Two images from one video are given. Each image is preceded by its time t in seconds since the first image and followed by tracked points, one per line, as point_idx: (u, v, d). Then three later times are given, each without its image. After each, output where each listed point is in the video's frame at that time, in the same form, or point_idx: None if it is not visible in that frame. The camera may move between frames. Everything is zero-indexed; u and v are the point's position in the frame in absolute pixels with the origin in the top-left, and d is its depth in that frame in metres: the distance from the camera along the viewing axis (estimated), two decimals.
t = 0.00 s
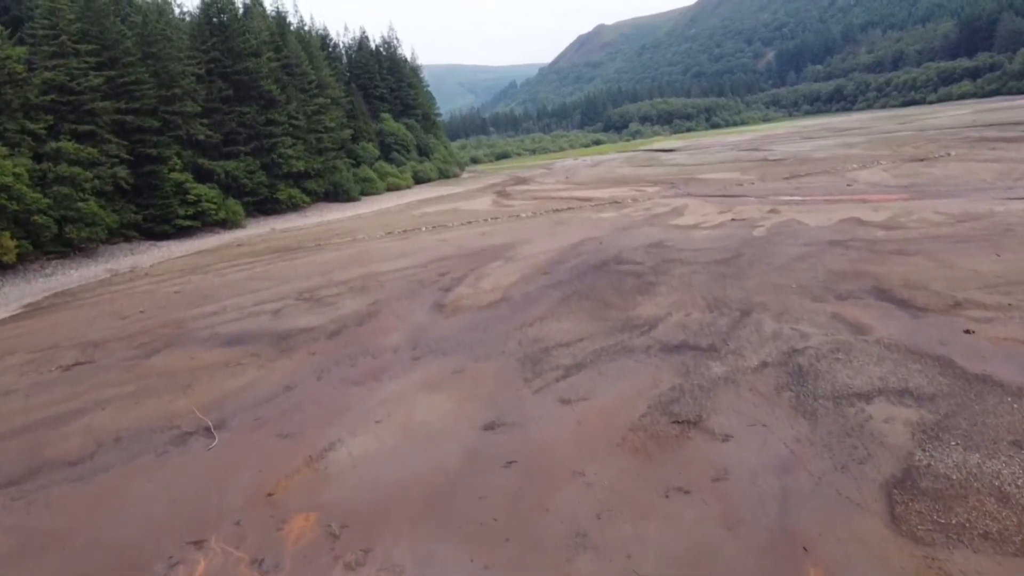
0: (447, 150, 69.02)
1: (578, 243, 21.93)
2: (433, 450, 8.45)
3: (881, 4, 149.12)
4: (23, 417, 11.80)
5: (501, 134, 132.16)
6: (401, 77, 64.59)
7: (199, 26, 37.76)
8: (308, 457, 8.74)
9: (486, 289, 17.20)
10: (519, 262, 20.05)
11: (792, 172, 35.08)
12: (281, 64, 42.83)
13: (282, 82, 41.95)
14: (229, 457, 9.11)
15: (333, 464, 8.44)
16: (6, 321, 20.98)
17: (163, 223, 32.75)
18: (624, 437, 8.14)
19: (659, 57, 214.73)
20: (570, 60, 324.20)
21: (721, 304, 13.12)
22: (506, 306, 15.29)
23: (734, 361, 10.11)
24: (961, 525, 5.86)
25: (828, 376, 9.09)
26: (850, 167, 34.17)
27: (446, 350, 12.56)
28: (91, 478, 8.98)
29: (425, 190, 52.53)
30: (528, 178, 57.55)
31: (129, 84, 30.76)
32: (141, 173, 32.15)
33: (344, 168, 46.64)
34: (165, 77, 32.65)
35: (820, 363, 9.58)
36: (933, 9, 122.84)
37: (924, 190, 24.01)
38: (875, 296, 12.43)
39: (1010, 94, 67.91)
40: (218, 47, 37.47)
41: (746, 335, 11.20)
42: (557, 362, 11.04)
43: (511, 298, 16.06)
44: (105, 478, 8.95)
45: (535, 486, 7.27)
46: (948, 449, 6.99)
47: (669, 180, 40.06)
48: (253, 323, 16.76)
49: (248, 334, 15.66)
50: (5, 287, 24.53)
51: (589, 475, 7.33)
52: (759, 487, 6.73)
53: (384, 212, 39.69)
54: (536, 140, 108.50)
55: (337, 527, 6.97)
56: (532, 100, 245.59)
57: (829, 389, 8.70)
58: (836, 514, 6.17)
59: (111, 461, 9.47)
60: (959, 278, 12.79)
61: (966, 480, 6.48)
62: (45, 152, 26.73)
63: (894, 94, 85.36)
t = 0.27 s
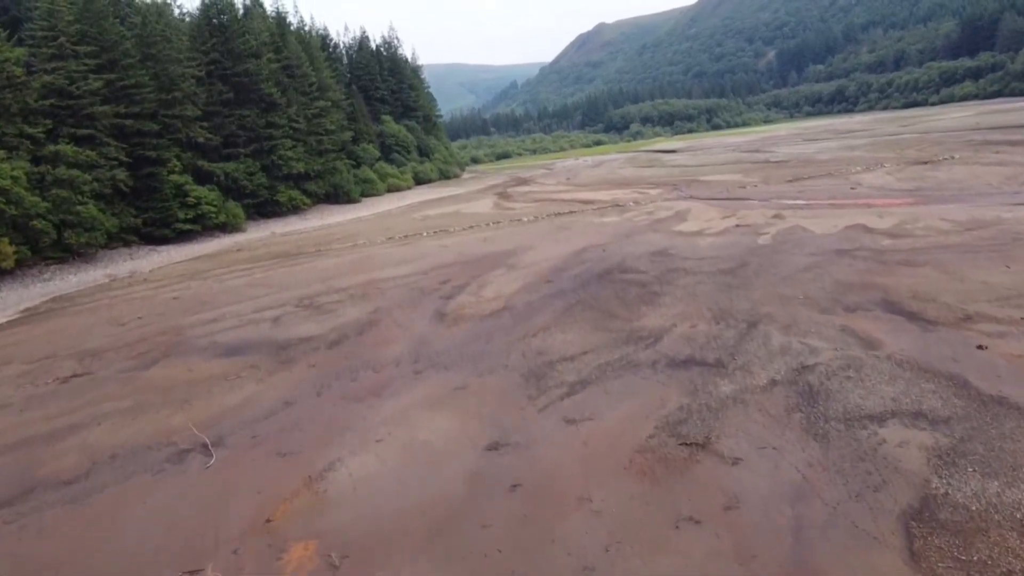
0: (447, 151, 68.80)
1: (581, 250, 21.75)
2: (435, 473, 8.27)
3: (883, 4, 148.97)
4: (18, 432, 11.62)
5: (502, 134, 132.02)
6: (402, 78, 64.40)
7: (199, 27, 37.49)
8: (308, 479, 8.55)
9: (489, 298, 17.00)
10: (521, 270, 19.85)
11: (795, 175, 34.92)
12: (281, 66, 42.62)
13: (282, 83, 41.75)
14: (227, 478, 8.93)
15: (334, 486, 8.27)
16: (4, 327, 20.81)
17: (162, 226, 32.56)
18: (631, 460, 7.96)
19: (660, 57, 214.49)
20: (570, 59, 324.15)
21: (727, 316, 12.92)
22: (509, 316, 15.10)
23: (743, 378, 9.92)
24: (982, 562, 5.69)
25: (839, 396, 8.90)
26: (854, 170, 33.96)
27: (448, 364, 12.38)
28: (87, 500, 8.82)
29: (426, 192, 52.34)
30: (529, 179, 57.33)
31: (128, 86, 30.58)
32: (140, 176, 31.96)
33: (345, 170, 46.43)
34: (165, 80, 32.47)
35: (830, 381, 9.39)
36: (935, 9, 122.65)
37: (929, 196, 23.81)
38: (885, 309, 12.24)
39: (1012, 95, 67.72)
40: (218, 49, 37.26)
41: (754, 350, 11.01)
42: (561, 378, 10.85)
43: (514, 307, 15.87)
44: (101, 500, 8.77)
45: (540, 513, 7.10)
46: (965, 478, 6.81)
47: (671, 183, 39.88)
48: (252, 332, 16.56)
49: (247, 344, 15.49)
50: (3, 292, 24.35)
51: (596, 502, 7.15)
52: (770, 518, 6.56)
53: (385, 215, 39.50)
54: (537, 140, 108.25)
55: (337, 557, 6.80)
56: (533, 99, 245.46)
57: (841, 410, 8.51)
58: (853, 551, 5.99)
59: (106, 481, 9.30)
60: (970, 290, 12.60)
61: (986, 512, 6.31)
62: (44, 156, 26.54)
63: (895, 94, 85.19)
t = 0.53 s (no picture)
0: (448, 153, 68.60)
1: (583, 256, 21.56)
2: (437, 497, 8.09)
3: (883, 4, 148.79)
4: (12, 447, 11.42)
5: (502, 135, 131.83)
6: (402, 79, 64.21)
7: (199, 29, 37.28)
8: (307, 502, 8.37)
9: (490, 307, 16.80)
10: (522, 277, 19.65)
11: (797, 179, 34.73)
12: (280, 67, 42.39)
13: (282, 85, 41.54)
14: (225, 499, 8.75)
15: (334, 509, 8.09)
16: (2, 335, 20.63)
17: (161, 229, 32.36)
18: (638, 484, 7.78)
19: (660, 57, 214.27)
20: (570, 59, 323.98)
21: (732, 328, 12.73)
22: (511, 326, 14.90)
23: (751, 396, 9.74)
24: None
25: (849, 417, 8.73)
26: (857, 174, 33.79)
27: (450, 377, 12.19)
28: (82, 522, 8.63)
29: (426, 194, 52.17)
30: (529, 181, 57.12)
31: (127, 89, 30.42)
32: (139, 179, 31.78)
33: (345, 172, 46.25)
34: (164, 82, 32.32)
35: (840, 400, 9.22)
36: (935, 9, 122.52)
37: (934, 201, 23.62)
38: (893, 322, 12.07)
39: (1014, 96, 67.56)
40: (217, 51, 37.05)
41: (761, 365, 10.83)
42: (565, 394, 10.66)
43: (516, 317, 15.68)
44: (96, 523, 8.58)
45: (547, 542, 6.92)
46: (983, 508, 6.65)
47: (673, 186, 39.68)
48: (251, 341, 16.36)
49: (246, 354, 15.30)
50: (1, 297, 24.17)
51: (604, 530, 6.97)
52: (783, 551, 6.38)
53: (386, 218, 39.33)
54: (537, 141, 108.00)
55: None
56: (533, 99, 245.21)
57: (853, 432, 8.34)
58: None
59: (101, 502, 9.10)
60: (980, 302, 12.43)
61: (1006, 545, 6.14)
62: (42, 159, 26.36)
63: (896, 95, 85.04)
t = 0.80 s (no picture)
0: (449, 154, 68.39)
1: (586, 262, 21.35)
2: (440, 522, 7.89)
3: (884, 4, 148.60)
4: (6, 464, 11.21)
5: (503, 135, 131.62)
6: (403, 81, 64.02)
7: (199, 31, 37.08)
8: (306, 527, 8.17)
9: (492, 317, 16.59)
10: (524, 285, 19.45)
11: (801, 183, 34.55)
12: (280, 69, 42.19)
13: (282, 87, 41.34)
14: (222, 523, 8.55)
15: (334, 535, 7.89)
16: None
17: (161, 233, 32.15)
18: (646, 511, 7.58)
19: (661, 56, 214.04)
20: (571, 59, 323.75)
21: (739, 341, 12.51)
22: (513, 337, 14.69)
23: (759, 414, 9.54)
24: None
25: (861, 439, 8.54)
26: (861, 178, 33.58)
27: (451, 392, 11.97)
28: (75, 547, 8.42)
29: (427, 197, 51.97)
30: (530, 183, 56.96)
31: (126, 92, 30.19)
32: (139, 182, 31.58)
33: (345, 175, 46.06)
34: (164, 85, 32.13)
35: (851, 420, 9.02)
36: (937, 10, 122.35)
37: (940, 207, 23.42)
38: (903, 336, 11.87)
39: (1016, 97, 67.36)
40: (217, 53, 36.85)
41: (769, 381, 10.63)
42: (569, 411, 10.45)
43: (519, 327, 15.47)
44: (90, 547, 8.38)
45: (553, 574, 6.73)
46: (1003, 541, 6.46)
47: (675, 189, 39.50)
48: (251, 351, 16.15)
49: (245, 365, 15.09)
50: None
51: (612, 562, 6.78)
52: None
53: (386, 221, 39.15)
54: (538, 141, 107.77)
55: None
56: (534, 99, 244.96)
57: (866, 455, 8.13)
58: None
59: (96, 525, 8.90)
60: (991, 316, 12.23)
61: None
62: (41, 163, 26.16)
63: (898, 95, 84.86)
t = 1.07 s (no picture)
0: (449, 155, 68.16)
1: (589, 269, 21.15)
2: (443, 549, 7.71)
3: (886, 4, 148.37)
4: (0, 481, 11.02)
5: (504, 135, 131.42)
6: (403, 82, 63.83)
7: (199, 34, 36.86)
8: (307, 553, 7.99)
9: (495, 326, 16.39)
10: (526, 293, 19.25)
11: (803, 186, 34.36)
12: (280, 72, 41.98)
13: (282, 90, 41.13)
14: (221, 547, 8.37)
15: (335, 563, 7.71)
16: None
17: (160, 237, 31.95)
18: (655, 539, 7.41)
19: (661, 56, 213.81)
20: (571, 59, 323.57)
21: (746, 355, 12.32)
22: (516, 348, 14.50)
23: (768, 434, 9.36)
24: None
25: (874, 462, 8.36)
26: (865, 182, 33.38)
27: (453, 408, 11.78)
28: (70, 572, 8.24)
29: (428, 199, 51.78)
30: (531, 184, 56.74)
31: (125, 95, 29.98)
32: (138, 186, 31.38)
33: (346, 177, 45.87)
34: (163, 88, 31.92)
35: (863, 441, 8.84)
36: (938, 10, 122.14)
37: (946, 213, 23.23)
38: (913, 350, 11.68)
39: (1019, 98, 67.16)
40: (217, 55, 36.64)
41: (777, 398, 10.45)
42: (574, 428, 10.27)
43: (521, 338, 15.28)
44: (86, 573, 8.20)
45: None
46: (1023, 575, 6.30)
47: (677, 192, 39.29)
48: (250, 362, 15.95)
49: (244, 376, 14.89)
50: None
51: None
52: None
53: (387, 225, 38.95)
54: (539, 141, 107.55)
55: None
56: (534, 99, 244.72)
57: (879, 479, 7.96)
58: None
59: (91, 548, 8.71)
60: (1002, 330, 12.05)
61: None
62: (39, 167, 25.96)
63: (899, 96, 84.67)
